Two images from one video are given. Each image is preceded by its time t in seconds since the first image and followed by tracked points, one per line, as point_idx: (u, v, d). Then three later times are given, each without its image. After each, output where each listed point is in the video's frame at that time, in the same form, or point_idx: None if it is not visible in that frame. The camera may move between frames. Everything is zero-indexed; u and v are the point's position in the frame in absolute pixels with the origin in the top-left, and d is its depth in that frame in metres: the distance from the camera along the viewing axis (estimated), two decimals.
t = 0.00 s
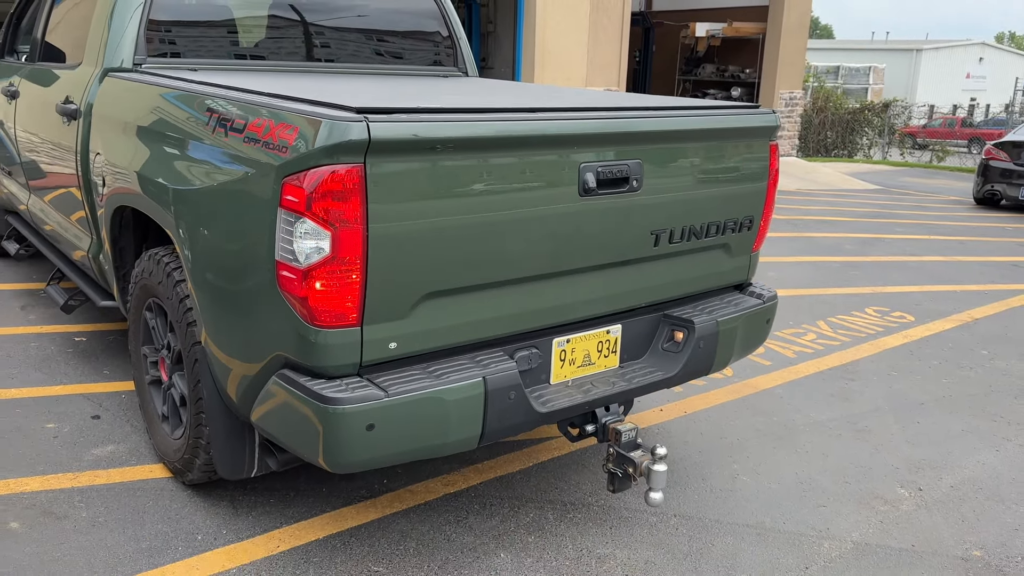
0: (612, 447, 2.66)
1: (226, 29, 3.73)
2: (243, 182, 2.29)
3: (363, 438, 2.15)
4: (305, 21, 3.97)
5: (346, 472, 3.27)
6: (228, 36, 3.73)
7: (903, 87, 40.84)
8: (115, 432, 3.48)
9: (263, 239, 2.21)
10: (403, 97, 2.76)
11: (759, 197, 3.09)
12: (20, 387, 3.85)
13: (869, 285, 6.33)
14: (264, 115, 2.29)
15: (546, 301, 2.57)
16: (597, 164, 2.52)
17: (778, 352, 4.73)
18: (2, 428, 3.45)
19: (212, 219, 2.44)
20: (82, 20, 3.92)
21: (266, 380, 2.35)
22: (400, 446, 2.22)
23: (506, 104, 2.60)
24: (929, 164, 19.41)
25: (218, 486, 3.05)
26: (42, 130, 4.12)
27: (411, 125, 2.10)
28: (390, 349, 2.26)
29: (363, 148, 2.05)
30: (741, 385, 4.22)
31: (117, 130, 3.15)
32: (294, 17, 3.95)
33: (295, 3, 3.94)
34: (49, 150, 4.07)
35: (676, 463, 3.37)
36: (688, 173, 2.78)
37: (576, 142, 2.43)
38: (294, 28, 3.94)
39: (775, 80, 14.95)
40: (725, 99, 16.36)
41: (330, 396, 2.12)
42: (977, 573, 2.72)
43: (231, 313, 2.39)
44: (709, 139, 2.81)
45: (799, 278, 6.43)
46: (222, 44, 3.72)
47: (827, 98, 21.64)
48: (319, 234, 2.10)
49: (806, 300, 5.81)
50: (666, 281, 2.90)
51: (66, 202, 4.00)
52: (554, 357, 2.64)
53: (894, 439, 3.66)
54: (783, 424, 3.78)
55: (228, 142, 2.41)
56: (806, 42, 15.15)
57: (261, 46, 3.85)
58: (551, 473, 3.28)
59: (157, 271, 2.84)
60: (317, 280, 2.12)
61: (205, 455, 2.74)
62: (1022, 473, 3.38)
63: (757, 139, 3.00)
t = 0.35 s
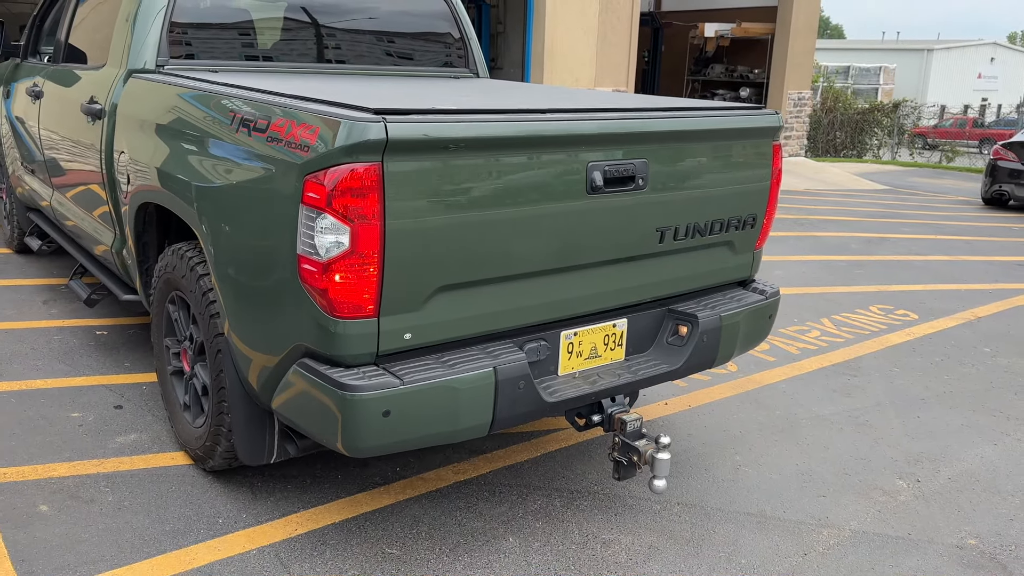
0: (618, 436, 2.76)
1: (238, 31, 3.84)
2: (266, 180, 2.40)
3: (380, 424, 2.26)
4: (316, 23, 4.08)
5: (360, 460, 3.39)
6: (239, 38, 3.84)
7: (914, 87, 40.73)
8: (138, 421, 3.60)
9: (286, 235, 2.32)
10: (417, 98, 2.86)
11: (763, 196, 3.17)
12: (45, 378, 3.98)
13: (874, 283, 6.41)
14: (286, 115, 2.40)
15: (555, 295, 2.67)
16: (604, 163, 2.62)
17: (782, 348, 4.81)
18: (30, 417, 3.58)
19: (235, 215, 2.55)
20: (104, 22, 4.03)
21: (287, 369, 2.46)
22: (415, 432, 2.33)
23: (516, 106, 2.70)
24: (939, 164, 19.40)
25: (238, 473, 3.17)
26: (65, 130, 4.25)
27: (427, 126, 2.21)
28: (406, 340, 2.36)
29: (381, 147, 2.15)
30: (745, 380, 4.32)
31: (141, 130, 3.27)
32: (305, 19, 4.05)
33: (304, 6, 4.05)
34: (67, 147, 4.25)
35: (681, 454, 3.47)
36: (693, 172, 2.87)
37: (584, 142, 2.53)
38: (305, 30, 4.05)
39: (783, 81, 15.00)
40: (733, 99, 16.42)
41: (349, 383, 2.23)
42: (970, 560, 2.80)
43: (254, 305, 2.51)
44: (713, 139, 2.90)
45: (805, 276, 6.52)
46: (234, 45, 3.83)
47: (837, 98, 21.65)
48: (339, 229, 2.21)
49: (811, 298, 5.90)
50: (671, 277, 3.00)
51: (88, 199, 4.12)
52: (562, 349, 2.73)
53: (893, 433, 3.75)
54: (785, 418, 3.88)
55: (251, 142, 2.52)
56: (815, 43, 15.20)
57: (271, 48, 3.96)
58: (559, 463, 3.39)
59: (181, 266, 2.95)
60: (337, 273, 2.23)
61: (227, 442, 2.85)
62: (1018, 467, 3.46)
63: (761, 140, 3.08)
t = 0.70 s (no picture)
0: (635, 435, 2.79)
1: (258, 30, 3.88)
2: (293, 178, 2.46)
3: (402, 418, 2.31)
4: (336, 22, 4.13)
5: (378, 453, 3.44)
6: (260, 36, 3.88)
7: (934, 89, 40.39)
8: (161, 411, 3.67)
9: (313, 232, 2.37)
10: (439, 98, 2.91)
11: (782, 198, 3.19)
12: (70, 368, 4.06)
13: (890, 285, 6.40)
14: (315, 116, 2.45)
15: (574, 294, 2.71)
16: (625, 165, 2.65)
17: (797, 349, 4.83)
18: (56, 405, 3.66)
19: (262, 212, 2.61)
20: (133, 20, 4.10)
21: (311, 363, 2.52)
22: (437, 427, 2.38)
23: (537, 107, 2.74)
24: (959, 166, 19.25)
25: (259, 463, 3.23)
26: (91, 125, 4.31)
27: (452, 127, 2.25)
28: (428, 336, 2.41)
29: (407, 148, 2.20)
30: (759, 380, 4.34)
31: (169, 126, 3.33)
32: (324, 18, 4.09)
33: (323, 4, 4.09)
34: (92, 141, 4.34)
35: (694, 453, 3.50)
36: (713, 175, 2.90)
37: (605, 143, 2.56)
38: (325, 29, 4.09)
39: (802, 81, 14.93)
40: (751, 99, 16.37)
41: (373, 378, 2.29)
42: (980, 561, 2.82)
43: (280, 300, 2.56)
44: (733, 142, 2.92)
45: (821, 278, 6.52)
46: (256, 43, 3.87)
47: (855, 99, 21.51)
48: (365, 228, 2.26)
49: (826, 299, 5.90)
50: (689, 278, 3.03)
51: (114, 192, 4.19)
52: (581, 348, 2.77)
53: (906, 434, 3.76)
54: (798, 418, 3.90)
55: (280, 141, 2.57)
56: (834, 43, 15.12)
57: (291, 46, 4.00)
58: (574, 459, 3.43)
59: (209, 262, 3.00)
60: (363, 271, 2.28)
61: (250, 434, 2.91)
62: None
63: (780, 143, 3.10)
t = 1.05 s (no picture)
0: (663, 436, 2.80)
1: (288, 28, 3.91)
2: (330, 176, 2.49)
3: (433, 415, 2.33)
4: (364, 21, 4.16)
5: (402, 447, 3.47)
6: (289, 35, 3.91)
7: (964, 93, 39.82)
8: (191, 402, 3.73)
9: (350, 230, 2.41)
10: (470, 98, 2.93)
11: (814, 203, 3.18)
12: (103, 358, 4.13)
13: (917, 291, 6.34)
14: (354, 115, 2.48)
15: (605, 296, 2.72)
16: (658, 167, 2.65)
17: (822, 353, 4.80)
18: (90, 393, 3.73)
19: (298, 209, 2.65)
20: (170, 18, 4.16)
21: (344, 359, 2.55)
22: (467, 424, 2.40)
23: (571, 108, 2.75)
24: (988, 172, 18.97)
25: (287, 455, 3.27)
26: (126, 119, 4.38)
27: (489, 127, 2.27)
28: (460, 334, 2.43)
29: (443, 148, 2.22)
30: (782, 383, 4.32)
31: (206, 123, 3.39)
32: (353, 17, 4.12)
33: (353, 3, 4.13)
34: (126, 135, 4.43)
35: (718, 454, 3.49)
36: (745, 178, 2.90)
37: (638, 145, 2.57)
38: (354, 28, 4.12)
39: (830, 84, 14.79)
40: (778, 102, 16.27)
41: (406, 375, 2.31)
42: (1004, 568, 2.81)
43: (314, 296, 2.60)
44: (765, 145, 2.92)
45: (846, 282, 6.46)
46: (285, 42, 3.91)
47: (884, 103, 21.26)
48: (400, 226, 2.28)
49: (852, 303, 5.85)
50: (720, 281, 3.02)
51: (147, 186, 4.25)
52: (611, 349, 2.77)
53: (931, 440, 3.74)
54: (822, 422, 3.88)
55: (318, 139, 2.60)
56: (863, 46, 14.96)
57: (321, 44, 4.03)
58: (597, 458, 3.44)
59: (245, 259, 3.04)
60: (398, 268, 2.30)
61: (282, 428, 2.94)
62: None
63: (814, 147, 3.09)
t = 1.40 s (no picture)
0: (693, 449, 2.78)
1: (320, 33, 3.94)
2: (366, 181, 2.51)
3: (464, 422, 2.34)
4: (394, 26, 4.19)
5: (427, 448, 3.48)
6: (321, 39, 3.94)
7: (997, 103, 39.20)
8: (221, 399, 3.77)
9: (385, 236, 2.42)
10: (504, 105, 2.94)
11: (850, 215, 3.15)
12: (135, 355, 4.19)
13: (947, 303, 6.24)
14: (391, 122, 2.49)
15: (637, 305, 2.71)
16: (693, 177, 2.65)
17: (850, 364, 4.74)
18: (122, 389, 3.78)
19: (333, 213, 2.67)
20: (208, 21, 4.21)
21: (377, 364, 2.57)
22: (497, 432, 2.40)
23: (605, 117, 2.75)
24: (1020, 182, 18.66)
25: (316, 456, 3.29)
26: (162, 121, 4.44)
27: (524, 136, 2.28)
28: (492, 342, 2.43)
29: (479, 156, 2.23)
30: (809, 393, 4.27)
31: (242, 126, 3.42)
32: (384, 22, 4.15)
33: (386, 8, 4.15)
34: (161, 135, 4.49)
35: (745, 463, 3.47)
36: (780, 189, 2.88)
37: (674, 154, 2.56)
38: (384, 33, 4.15)
39: (860, 92, 14.62)
40: (807, 109, 16.14)
41: (438, 381, 2.32)
42: None
43: (347, 300, 2.62)
44: (801, 156, 2.90)
45: (875, 292, 6.38)
46: (316, 46, 3.94)
47: (915, 111, 20.99)
48: (435, 234, 2.29)
49: (881, 314, 5.78)
50: (753, 292, 3.00)
51: (181, 185, 4.30)
52: (642, 359, 2.76)
53: (960, 454, 3.69)
54: (851, 433, 3.83)
55: (355, 146, 2.61)
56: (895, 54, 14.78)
57: (353, 49, 4.06)
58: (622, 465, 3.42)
59: (280, 263, 3.06)
60: (432, 275, 2.31)
61: (312, 429, 2.96)
62: None
63: (849, 157, 3.06)
